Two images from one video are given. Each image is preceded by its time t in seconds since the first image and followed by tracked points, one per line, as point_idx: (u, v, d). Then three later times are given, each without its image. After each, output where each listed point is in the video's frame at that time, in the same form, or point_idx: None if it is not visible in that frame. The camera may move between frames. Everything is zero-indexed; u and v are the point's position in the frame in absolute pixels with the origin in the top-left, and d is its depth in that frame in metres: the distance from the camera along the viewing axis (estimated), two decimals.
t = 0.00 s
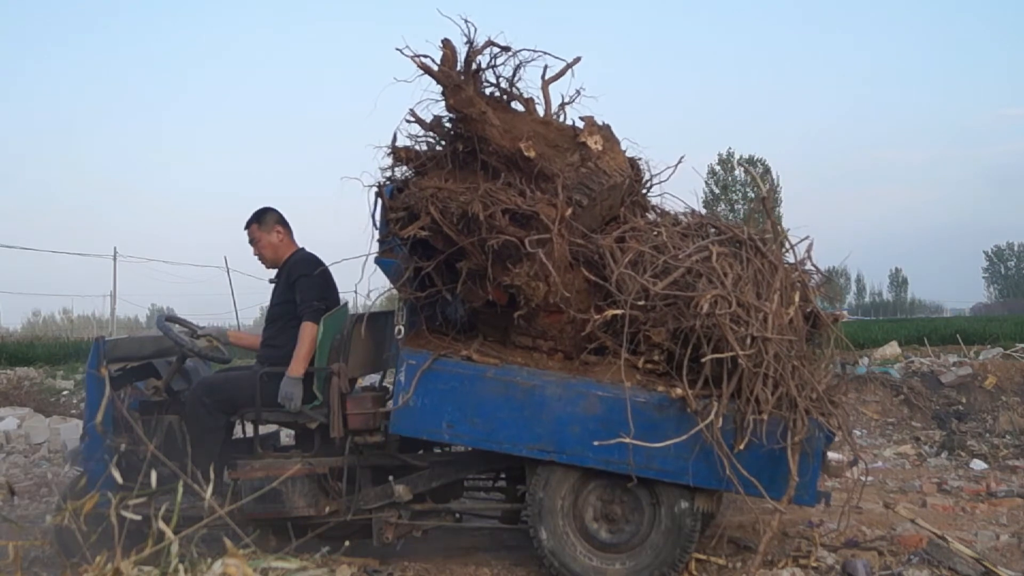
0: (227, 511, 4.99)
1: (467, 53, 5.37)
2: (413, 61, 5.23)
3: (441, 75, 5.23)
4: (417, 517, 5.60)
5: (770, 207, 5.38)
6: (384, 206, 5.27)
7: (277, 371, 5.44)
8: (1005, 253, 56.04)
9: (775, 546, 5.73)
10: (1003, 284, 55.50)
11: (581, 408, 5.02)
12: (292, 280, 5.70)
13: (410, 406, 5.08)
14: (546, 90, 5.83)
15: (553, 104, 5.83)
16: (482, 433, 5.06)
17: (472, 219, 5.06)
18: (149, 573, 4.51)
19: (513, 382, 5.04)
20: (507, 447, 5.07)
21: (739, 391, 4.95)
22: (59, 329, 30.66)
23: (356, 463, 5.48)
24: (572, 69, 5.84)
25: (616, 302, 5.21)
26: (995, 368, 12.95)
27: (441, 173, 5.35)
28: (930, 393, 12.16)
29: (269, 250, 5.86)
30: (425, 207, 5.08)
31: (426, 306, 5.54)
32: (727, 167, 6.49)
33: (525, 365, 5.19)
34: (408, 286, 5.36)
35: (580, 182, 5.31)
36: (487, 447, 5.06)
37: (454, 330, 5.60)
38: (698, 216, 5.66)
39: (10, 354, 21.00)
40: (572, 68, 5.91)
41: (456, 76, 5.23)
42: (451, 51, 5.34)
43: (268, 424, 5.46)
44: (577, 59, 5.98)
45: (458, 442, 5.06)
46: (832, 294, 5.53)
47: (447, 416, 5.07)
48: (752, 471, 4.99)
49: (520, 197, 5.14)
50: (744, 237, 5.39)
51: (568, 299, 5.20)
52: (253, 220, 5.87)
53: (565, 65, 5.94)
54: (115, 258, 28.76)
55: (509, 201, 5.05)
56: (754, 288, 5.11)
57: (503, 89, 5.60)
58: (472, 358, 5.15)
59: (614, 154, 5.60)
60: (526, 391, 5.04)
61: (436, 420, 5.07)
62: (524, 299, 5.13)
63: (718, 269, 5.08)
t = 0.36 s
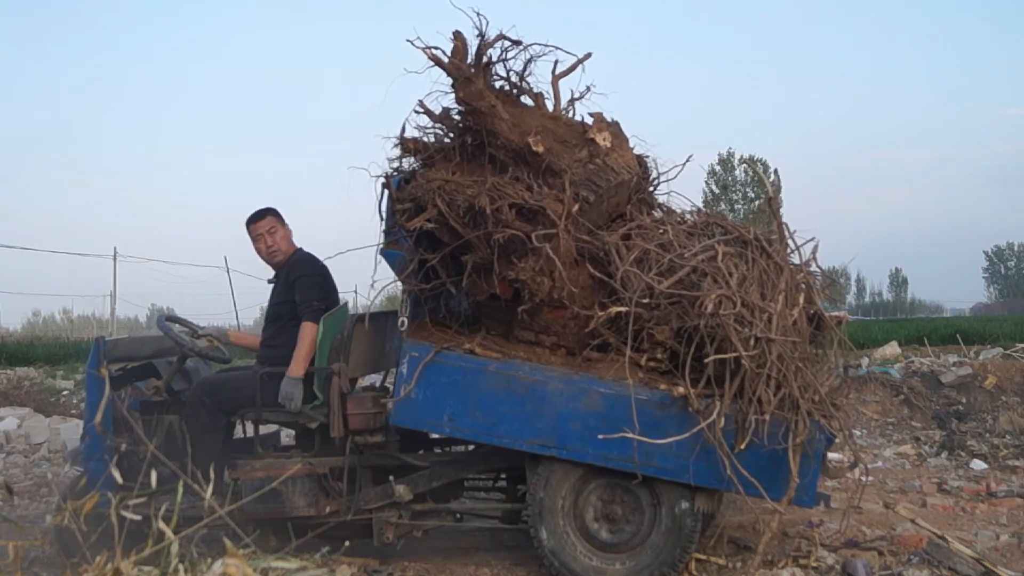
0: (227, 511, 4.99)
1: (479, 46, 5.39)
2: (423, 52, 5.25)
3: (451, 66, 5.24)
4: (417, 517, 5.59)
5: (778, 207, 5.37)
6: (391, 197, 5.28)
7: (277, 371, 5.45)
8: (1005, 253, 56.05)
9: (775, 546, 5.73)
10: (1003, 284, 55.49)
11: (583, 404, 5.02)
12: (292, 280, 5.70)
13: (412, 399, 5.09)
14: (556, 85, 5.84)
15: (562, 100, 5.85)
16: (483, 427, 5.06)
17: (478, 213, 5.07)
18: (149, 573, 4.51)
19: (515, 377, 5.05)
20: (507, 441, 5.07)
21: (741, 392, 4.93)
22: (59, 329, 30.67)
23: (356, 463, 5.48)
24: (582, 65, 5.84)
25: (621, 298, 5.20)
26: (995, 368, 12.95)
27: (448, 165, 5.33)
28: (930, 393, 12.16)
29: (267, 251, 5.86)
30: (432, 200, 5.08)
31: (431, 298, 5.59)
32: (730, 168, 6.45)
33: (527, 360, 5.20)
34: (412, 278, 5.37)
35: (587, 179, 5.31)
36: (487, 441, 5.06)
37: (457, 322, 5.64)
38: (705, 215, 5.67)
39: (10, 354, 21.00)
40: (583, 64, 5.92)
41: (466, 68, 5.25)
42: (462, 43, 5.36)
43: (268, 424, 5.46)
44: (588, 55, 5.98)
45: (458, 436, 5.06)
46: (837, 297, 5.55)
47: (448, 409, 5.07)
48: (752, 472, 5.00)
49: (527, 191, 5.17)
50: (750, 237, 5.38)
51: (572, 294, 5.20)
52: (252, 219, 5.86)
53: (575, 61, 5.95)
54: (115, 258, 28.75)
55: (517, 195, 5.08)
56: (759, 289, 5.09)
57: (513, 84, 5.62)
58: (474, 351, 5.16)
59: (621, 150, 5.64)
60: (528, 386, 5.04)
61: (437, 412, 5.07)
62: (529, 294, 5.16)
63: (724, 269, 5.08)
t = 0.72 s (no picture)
0: (227, 510, 4.99)
1: (488, 39, 5.39)
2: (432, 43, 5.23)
3: (459, 59, 5.24)
4: (417, 517, 5.59)
5: (783, 207, 5.35)
6: (396, 188, 5.34)
7: (277, 371, 5.45)
8: (1005, 253, 56.05)
9: (775, 546, 5.73)
10: (1003, 284, 55.49)
11: (584, 400, 5.02)
12: (291, 280, 5.71)
13: (413, 390, 5.09)
14: (565, 80, 5.83)
15: (570, 95, 5.84)
16: (483, 420, 5.06)
17: (484, 206, 5.07)
18: (149, 573, 4.50)
19: (516, 371, 5.05)
20: (507, 435, 5.06)
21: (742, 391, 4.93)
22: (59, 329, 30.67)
23: (356, 463, 5.47)
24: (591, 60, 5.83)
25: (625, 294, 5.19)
26: (996, 368, 12.94)
27: (454, 158, 5.33)
28: (930, 393, 12.16)
29: (267, 250, 5.86)
30: (437, 191, 5.10)
31: (434, 290, 5.61)
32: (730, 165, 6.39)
33: (529, 354, 5.20)
34: (416, 270, 5.43)
35: (593, 175, 5.33)
36: (487, 435, 5.06)
37: (459, 315, 5.66)
38: (710, 214, 5.66)
39: (10, 354, 20.99)
40: (592, 59, 5.90)
41: (475, 61, 5.23)
42: (471, 36, 5.35)
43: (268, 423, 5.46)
44: (598, 50, 5.95)
45: (458, 429, 5.06)
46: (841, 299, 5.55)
47: (448, 402, 5.07)
48: (752, 472, 5.00)
49: (534, 186, 5.16)
50: (755, 237, 5.38)
51: (576, 290, 5.21)
52: (252, 218, 5.86)
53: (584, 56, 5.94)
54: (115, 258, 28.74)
55: (523, 189, 5.06)
56: (763, 289, 5.06)
57: (521, 77, 5.62)
58: (476, 344, 5.16)
59: (628, 148, 5.63)
60: (529, 381, 5.04)
61: (438, 405, 5.07)
62: (532, 289, 5.14)
63: (728, 268, 5.06)
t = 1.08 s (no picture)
0: (227, 510, 4.98)
1: (499, 32, 5.38)
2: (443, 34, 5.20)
3: (470, 51, 5.21)
4: (417, 517, 5.59)
5: (790, 209, 5.20)
6: (403, 179, 5.33)
7: (277, 371, 5.45)
8: (1005, 253, 56.05)
9: (775, 546, 5.73)
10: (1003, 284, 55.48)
11: (585, 395, 5.02)
12: (293, 280, 5.71)
13: (414, 382, 5.08)
14: (574, 74, 5.81)
15: (579, 90, 5.83)
16: (483, 413, 5.06)
17: (491, 200, 5.07)
18: (148, 573, 4.50)
19: (518, 365, 5.05)
20: (507, 429, 5.05)
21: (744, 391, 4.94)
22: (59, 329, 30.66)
23: (356, 463, 5.47)
24: (602, 56, 5.80)
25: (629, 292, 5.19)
26: (996, 368, 12.93)
27: (462, 150, 5.31)
28: (930, 393, 12.16)
29: (269, 249, 5.86)
30: (444, 184, 5.08)
31: (438, 283, 5.63)
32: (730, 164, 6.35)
33: (532, 349, 5.19)
34: (421, 262, 5.46)
35: (600, 171, 5.27)
36: (487, 428, 5.05)
37: (463, 309, 5.66)
38: (716, 212, 5.66)
39: (10, 354, 20.99)
40: (603, 55, 5.85)
41: (486, 54, 5.20)
42: (482, 28, 5.33)
43: (268, 423, 5.46)
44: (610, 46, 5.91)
45: (459, 421, 5.05)
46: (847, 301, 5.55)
47: (449, 394, 5.07)
48: (752, 472, 5.00)
49: (541, 180, 5.13)
50: (761, 237, 5.36)
51: (581, 286, 5.20)
52: (256, 216, 5.86)
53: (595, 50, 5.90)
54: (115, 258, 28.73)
55: (531, 184, 5.04)
56: (768, 290, 5.05)
57: (530, 71, 5.61)
58: (479, 338, 5.15)
59: (636, 145, 5.60)
60: (531, 375, 5.04)
61: (439, 397, 5.07)
62: (537, 284, 5.16)
63: (734, 268, 5.05)
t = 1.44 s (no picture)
0: (228, 510, 4.98)
1: (510, 25, 5.37)
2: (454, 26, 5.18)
3: (480, 44, 5.20)
4: (417, 517, 5.59)
5: (797, 211, 5.21)
6: (410, 169, 5.33)
7: (277, 371, 5.45)
8: (1005, 253, 56.05)
9: (775, 546, 5.73)
10: (1003, 284, 55.47)
11: (586, 391, 5.02)
12: (294, 280, 5.72)
13: (416, 373, 5.09)
14: (585, 70, 5.80)
15: (589, 86, 5.80)
16: (484, 406, 5.06)
17: (497, 193, 5.10)
18: (148, 573, 4.50)
19: (520, 359, 5.05)
20: (508, 423, 5.05)
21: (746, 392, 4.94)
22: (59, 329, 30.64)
23: (356, 463, 5.47)
24: (613, 51, 5.76)
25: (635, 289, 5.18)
26: (996, 368, 12.92)
27: (471, 142, 5.33)
28: (930, 393, 12.15)
29: (270, 247, 5.85)
30: (451, 175, 5.15)
31: (442, 274, 5.63)
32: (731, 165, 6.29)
33: (534, 343, 5.20)
34: (425, 254, 5.43)
35: (608, 167, 5.30)
36: (486, 421, 5.05)
37: (466, 301, 5.64)
38: (722, 212, 5.65)
39: (10, 354, 20.99)
40: (615, 50, 5.80)
41: (496, 48, 5.19)
42: (493, 20, 5.33)
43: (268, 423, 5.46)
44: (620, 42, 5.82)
45: (459, 413, 5.05)
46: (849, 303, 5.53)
47: (451, 386, 5.07)
48: (752, 472, 5.00)
49: (548, 175, 5.17)
50: (767, 237, 5.33)
51: (586, 281, 5.21)
52: (259, 214, 5.87)
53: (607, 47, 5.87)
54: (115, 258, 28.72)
55: (538, 178, 5.08)
56: (772, 291, 5.04)
57: (541, 66, 5.60)
58: (482, 331, 5.15)
59: (644, 142, 5.56)
60: (532, 370, 5.04)
61: (440, 389, 5.08)
62: (541, 277, 5.15)
63: (739, 268, 5.04)
